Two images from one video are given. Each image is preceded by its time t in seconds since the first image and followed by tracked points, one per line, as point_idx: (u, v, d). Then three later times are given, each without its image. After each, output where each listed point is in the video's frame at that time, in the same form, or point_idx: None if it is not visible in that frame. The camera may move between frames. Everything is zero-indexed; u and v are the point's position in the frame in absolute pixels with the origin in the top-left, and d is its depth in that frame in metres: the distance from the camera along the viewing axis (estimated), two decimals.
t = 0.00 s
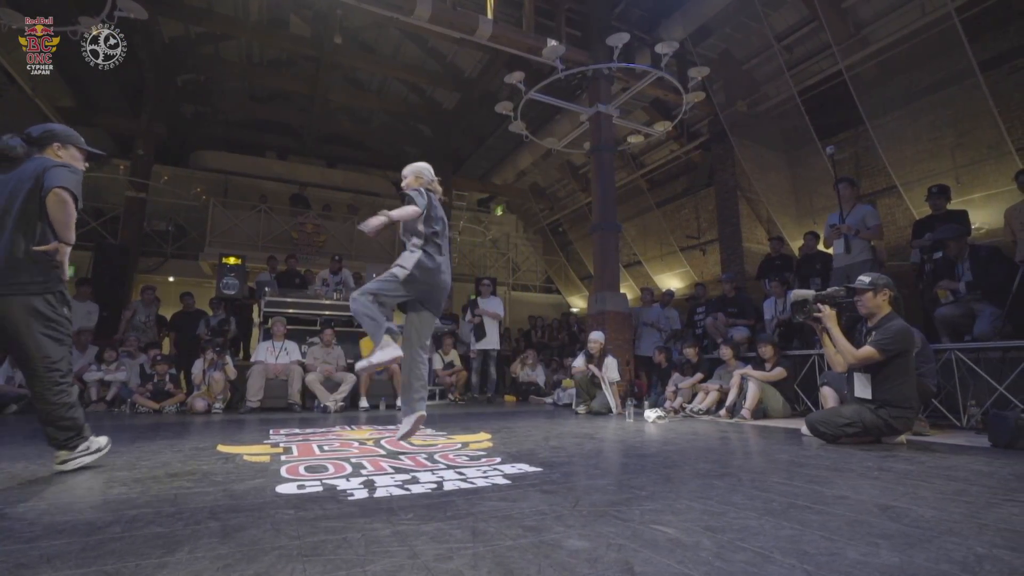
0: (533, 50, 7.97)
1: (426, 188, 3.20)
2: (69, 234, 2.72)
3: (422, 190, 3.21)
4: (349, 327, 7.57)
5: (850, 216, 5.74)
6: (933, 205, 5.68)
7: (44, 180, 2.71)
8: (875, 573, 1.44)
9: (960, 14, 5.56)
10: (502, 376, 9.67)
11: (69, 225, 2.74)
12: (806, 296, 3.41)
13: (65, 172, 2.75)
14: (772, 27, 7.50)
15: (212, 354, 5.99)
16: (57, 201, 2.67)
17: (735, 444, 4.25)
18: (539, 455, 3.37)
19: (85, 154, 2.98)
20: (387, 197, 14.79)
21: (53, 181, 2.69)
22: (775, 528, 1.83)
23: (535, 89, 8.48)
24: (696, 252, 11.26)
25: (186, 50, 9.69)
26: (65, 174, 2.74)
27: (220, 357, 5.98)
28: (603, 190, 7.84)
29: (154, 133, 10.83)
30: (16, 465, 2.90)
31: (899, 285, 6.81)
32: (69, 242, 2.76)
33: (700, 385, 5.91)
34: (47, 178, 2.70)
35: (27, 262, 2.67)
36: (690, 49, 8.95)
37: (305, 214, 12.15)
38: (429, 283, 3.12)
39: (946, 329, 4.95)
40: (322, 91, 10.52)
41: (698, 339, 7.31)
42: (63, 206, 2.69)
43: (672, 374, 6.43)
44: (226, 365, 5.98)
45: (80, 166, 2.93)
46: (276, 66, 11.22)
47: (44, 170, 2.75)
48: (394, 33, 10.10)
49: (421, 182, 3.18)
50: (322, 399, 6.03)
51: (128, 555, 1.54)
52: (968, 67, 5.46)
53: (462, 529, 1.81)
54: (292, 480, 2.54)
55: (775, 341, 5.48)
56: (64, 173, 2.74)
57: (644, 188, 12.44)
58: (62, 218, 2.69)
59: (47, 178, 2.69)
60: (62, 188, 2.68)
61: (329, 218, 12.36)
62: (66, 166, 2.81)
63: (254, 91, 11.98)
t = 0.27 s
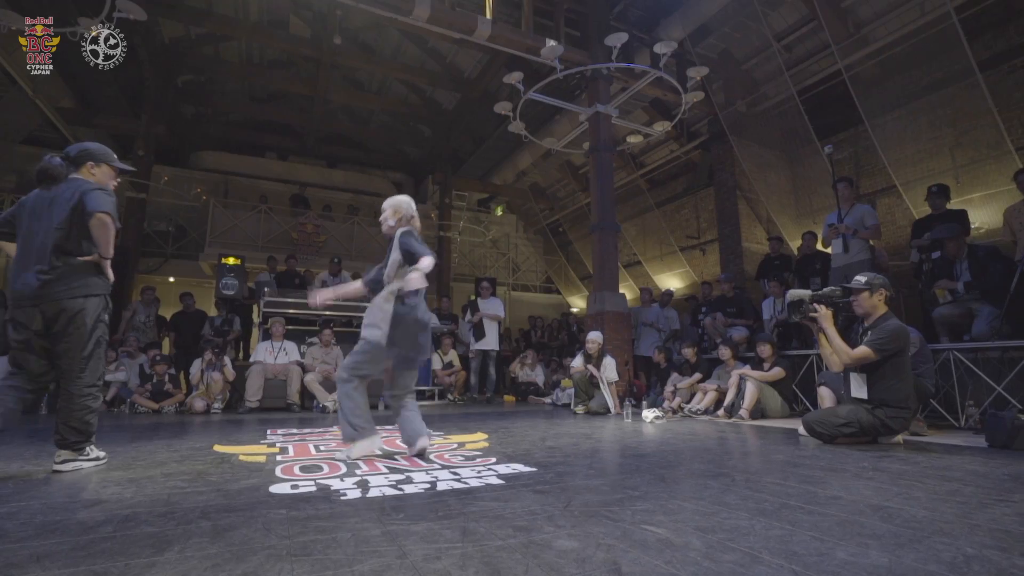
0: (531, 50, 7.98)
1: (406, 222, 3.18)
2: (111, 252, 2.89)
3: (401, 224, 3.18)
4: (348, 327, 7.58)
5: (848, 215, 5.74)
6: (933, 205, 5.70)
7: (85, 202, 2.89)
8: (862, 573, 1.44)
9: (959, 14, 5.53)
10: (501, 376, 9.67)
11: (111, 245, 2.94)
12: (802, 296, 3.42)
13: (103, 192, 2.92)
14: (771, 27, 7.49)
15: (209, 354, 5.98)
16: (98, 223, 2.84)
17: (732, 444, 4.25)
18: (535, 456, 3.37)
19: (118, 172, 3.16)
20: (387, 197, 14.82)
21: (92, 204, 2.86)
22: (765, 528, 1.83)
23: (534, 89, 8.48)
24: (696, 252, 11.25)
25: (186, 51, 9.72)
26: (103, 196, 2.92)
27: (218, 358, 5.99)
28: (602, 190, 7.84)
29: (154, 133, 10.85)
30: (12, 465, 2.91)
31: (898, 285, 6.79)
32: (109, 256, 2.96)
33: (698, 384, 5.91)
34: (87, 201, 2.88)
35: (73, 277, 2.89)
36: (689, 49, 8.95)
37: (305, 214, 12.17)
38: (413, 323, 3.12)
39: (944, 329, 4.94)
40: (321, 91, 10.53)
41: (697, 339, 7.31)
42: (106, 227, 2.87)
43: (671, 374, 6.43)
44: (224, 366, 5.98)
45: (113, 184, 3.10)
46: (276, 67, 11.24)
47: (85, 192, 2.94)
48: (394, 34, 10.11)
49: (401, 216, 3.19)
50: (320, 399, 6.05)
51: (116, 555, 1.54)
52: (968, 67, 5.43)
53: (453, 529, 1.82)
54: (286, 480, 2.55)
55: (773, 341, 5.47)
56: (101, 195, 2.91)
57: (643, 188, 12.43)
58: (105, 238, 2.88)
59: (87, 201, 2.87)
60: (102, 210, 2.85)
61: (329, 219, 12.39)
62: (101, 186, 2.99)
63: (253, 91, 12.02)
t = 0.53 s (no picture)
0: (531, 50, 7.98)
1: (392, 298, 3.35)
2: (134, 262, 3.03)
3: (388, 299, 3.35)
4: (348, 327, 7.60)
5: (847, 215, 5.73)
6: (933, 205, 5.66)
7: (121, 217, 3.11)
8: (850, 573, 1.44)
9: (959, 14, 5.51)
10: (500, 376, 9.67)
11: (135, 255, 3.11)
12: (799, 296, 3.42)
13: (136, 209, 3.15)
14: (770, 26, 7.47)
15: (209, 354, 5.99)
16: (135, 234, 3.03)
17: (730, 445, 4.24)
18: (530, 455, 3.37)
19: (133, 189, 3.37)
20: (387, 197, 14.84)
21: (130, 218, 3.09)
22: (757, 528, 1.83)
23: (534, 89, 8.47)
24: (696, 252, 11.24)
25: (187, 52, 9.74)
26: (138, 213, 3.16)
27: (218, 359, 5.99)
28: (601, 190, 7.83)
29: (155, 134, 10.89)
30: (8, 465, 2.92)
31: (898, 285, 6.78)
32: (130, 266, 3.12)
33: (697, 384, 5.90)
34: (124, 216, 3.10)
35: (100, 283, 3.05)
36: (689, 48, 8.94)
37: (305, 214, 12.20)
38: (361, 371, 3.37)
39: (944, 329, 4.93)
40: (322, 92, 10.55)
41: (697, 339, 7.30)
42: (140, 239, 3.06)
43: (670, 374, 6.42)
44: (224, 367, 5.99)
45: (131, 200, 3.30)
46: (277, 67, 11.26)
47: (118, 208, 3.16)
48: (394, 34, 10.13)
49: (390, 293, 3.34)
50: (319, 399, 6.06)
51: (106, 555, 1.55)
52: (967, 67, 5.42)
53: (443, 529, 1.82)
54: (280, 480, 2.55)
55: (772, 341, 5.46)
56: (137, 211, 3.15)
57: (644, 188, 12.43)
58: (135, 249, 3.03)
59: (124, 215, 3.10)
60: (141, 224, 3.07)
61: (329, 219, 12.41)
62: (130, 202, 3.21)
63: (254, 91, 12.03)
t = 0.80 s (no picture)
0: (530, 50, 7.98)
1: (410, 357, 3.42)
2: (138, 276, 3.29)
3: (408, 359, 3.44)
4: (348, 328, 7.61)
5: (847, 215, 5.71)
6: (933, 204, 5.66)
7: (125, 233, 3.37)
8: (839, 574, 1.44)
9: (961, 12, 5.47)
10: (501, 376, 9.68)
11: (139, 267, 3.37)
12: (796, 296, 3.42)
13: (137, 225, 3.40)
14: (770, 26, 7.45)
15: (209, 354, 6.00)
16: (140, 250, 3.29)
17: (728, 445, 4.23)
18: (527, 456, 3.37)
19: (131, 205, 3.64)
20: (388, 197, 14.86)
21: (133, 235, 3.35)
22: (748, 528, 1.83)
23: (533, 89, 8.47)
24: (697, 252, 11.23)
25: (189, 53, 9.79)
26: (139, 228, 3.41)
27: (218, 359, 6.01)
28: (601, 190, 7.83)
29: (157, 135, 10.93)
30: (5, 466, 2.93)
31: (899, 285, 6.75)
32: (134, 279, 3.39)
33: (697, 384, 5.89)
34: (127, 232, 3.36)
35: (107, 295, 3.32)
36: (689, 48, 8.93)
37: (306, 215, 12.24)
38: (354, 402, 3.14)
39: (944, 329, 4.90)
40: (323, 93, 10.59)
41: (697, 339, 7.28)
42: (145, 255, 3.33)
43: (669, 374, 6.41)
44: (224, 367, 6.01)
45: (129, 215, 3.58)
46: (278, 68, 11.29)
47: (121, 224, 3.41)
48: (395, 35, 10.15)
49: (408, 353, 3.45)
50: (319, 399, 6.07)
51: (96, 555, 1.56)
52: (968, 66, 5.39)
53: (434, 529, 1.82)
54: (275, 480, 2.56)
55: (772, 341, 5.43)
56: (138, 227, 3.40)
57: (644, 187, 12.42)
58: (140, 263, 3.30)
59: (128, 231, 3.35)
60: (145, 240, 3.33)
61: (330, 219, 12.45)
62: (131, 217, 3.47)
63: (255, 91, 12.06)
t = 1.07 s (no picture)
0: (532, 50, 7.97)
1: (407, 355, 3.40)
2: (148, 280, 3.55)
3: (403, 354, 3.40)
4: (352, 328, 7.64)
5: (852, 213, 5.67)
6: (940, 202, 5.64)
7: (136, 238, 3.63)
8: None
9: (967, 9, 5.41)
10: (504, 376, 9.67)
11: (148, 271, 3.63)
12: (798, 296, 3.42)
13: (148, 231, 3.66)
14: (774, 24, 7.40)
15: (214, 355, 6.05)
16: (150, 256, 3.56)
17: (731, 445, 4.20)
18: (526, 456, 3.37)
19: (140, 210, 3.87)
20: (392, 198, 14.90)
21: (144, 241, 3.60)
22: (745, 529, 1.82)
23: (536, 89, 8.46)
24: (701, 251, 11.18)
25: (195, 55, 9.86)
26: (149, 234, 3.66)
27: (223, 359, 6.06)
28: (604, 189, 7.80)
29: (163, 136, 11.00)
30: (9, 465, 2.96)
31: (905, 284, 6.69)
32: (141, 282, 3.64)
33: (700, 385, 5.86)
34: (138, 238, 3.61)
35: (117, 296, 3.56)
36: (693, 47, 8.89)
37: (310, 216, 12.31)
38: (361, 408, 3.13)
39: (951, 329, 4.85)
40: (328, 95, 10.65)
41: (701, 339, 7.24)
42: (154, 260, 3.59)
43: (672, 374, 6.38)
44: (229, 367, 6.07)
45: (139, 220, 3.81)
46: (282, 69, 11.35)
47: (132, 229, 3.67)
48: (398, 36, 10.18)
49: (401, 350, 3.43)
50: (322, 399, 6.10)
51: (93, 553, 1.58)
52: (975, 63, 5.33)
53: (430, 529, 1.82)
54: (274, 479, 2.57)
55: (776, 341, 5.39)
56: (148, 233, 3.67)
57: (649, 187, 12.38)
58: (149, 268, 3.56)
59: (139, 237, 3.61)
60: (154, 247, 3.60)
61: (335, 220, 12.50)
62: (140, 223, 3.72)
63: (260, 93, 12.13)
